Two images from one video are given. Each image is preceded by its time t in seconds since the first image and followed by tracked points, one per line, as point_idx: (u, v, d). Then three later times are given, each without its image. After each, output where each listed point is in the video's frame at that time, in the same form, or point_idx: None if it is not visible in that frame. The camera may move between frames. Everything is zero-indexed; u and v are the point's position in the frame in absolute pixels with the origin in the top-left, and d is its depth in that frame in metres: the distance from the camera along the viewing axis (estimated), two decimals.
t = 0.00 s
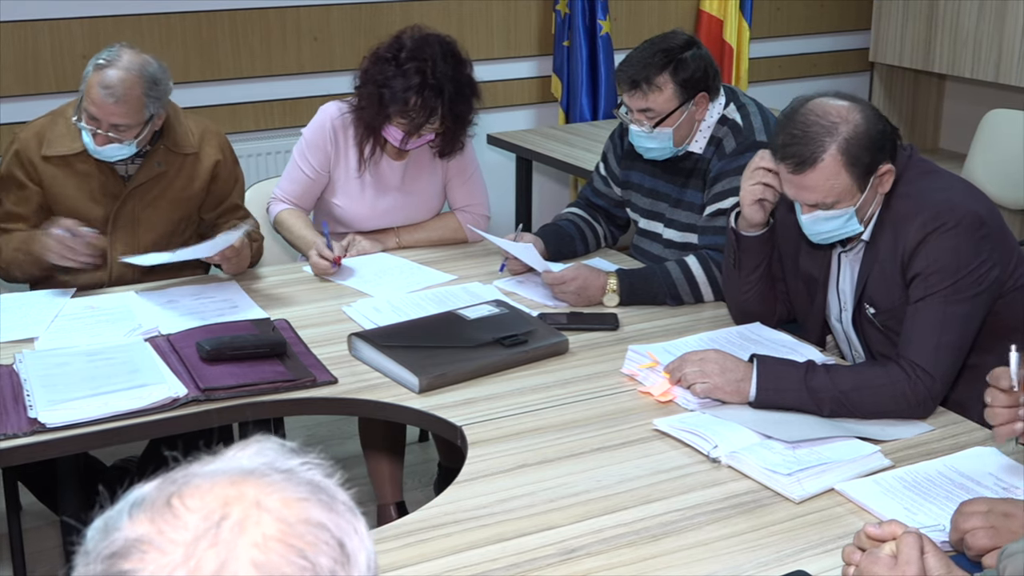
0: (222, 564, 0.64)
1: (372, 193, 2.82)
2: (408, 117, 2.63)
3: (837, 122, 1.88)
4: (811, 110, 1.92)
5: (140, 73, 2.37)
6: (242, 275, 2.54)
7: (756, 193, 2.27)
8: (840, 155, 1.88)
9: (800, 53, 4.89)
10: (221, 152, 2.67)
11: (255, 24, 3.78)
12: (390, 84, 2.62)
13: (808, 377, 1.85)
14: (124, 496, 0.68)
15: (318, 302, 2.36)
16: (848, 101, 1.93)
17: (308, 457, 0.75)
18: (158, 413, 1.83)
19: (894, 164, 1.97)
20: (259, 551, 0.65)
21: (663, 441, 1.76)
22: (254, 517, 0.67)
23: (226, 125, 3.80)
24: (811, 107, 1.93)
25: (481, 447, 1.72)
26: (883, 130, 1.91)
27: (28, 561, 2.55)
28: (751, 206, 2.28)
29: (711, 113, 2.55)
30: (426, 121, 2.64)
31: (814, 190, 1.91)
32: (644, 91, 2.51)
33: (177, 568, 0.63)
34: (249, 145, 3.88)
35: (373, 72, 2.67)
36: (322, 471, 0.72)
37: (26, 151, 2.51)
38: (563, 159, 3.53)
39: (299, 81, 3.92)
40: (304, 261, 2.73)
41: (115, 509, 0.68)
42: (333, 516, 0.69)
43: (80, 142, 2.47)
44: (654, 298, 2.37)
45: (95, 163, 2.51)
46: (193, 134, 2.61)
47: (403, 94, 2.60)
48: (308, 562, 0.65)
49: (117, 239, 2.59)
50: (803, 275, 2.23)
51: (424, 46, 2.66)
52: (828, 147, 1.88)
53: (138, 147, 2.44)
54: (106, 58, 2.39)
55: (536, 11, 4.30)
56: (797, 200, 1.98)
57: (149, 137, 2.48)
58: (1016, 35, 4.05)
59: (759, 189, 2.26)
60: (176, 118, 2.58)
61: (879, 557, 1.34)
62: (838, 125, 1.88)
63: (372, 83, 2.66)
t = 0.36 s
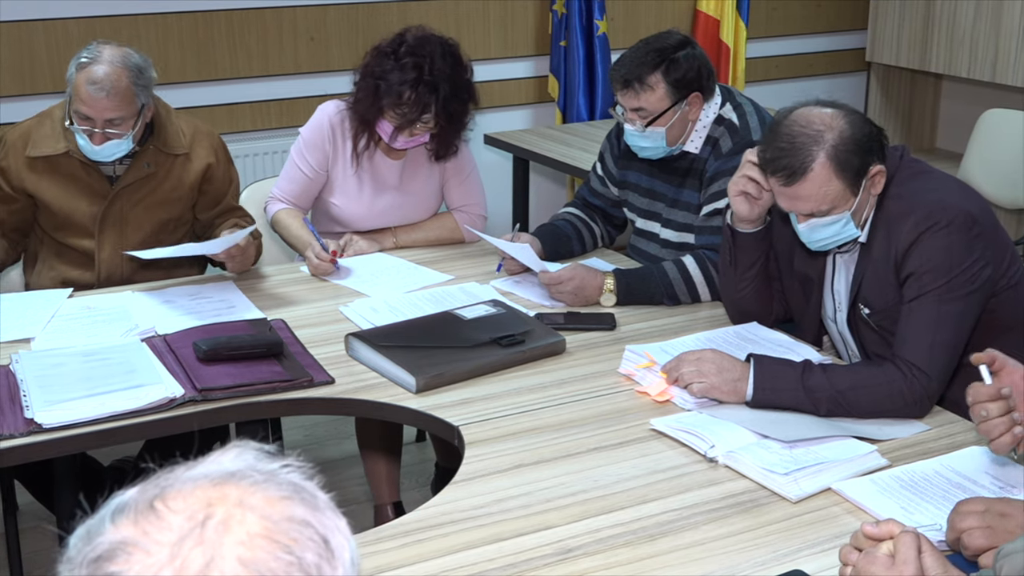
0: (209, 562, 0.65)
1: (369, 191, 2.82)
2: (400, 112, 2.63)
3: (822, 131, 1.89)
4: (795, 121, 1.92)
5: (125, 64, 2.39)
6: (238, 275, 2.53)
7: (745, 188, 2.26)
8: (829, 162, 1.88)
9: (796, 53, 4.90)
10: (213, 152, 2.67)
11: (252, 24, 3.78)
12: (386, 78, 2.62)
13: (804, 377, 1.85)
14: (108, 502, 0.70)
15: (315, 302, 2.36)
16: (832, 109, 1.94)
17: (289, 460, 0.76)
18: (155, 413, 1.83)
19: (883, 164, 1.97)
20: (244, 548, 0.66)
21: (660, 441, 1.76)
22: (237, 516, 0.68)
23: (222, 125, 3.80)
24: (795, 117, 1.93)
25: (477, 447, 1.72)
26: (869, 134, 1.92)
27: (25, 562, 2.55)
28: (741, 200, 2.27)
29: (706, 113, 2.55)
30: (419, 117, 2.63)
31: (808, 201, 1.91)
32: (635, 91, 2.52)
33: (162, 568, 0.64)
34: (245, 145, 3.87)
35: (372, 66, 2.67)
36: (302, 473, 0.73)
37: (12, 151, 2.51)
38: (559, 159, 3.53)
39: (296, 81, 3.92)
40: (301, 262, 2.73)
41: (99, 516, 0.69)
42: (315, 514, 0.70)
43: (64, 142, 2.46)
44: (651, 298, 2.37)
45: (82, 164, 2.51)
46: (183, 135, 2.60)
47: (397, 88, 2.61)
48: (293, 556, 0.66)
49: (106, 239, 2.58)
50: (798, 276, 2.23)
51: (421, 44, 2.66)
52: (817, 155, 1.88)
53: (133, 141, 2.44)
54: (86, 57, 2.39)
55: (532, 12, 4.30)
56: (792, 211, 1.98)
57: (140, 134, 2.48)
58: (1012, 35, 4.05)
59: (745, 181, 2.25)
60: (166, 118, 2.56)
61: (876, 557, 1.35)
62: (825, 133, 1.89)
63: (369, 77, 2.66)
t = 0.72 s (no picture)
0: (207, 561, 0.65)
1: (367, 191, 2.82)
2: (399, 113, 2.63)
3: (815, 140, 1.88)
4: (788, 131, 1.92)
5: (118, 60, 2.39)
6: (237, 275, 2.53)
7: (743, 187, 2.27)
8: (824, 171, 1.88)
9: (794, 53, 4.90)
10: (206, 151, 2.67)
11: (250, 24, 3.78)
12: (384, 80, 2.62)
13: (802, 376, 1.86)
14: (106, 503, 0.70)
15: (313, 302, 2.36)
16: (823, 116, 1.93)
17: (285, 460, 0.76)
18: (152, 414, 1.83)
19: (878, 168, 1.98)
20: (242, 547, 0.66)
21: (657, 441, 1.76)
22: (235, 515, 0.68)
23: (220, 125, 3.80)
24: (788, 127, 1.93)
25: (475, 447, 1.72)
26: (863, 140, 1.92)
27: (23, 563, 2.55)
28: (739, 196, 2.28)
29: (703, 113, 2.55)
30: (418, 118, 2.63)
31: (806, 210, 1.91)
32: (633, 90, 2.52)
33: (160, 567, 0.64)
34: (243, 145, 3.87)
35: (369, 68, 2.66)
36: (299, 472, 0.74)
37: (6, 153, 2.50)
38: (557, 159, 3.53)
39: (294, 81, 3.92)
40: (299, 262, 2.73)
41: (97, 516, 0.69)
42: (313, 513, 0.70)
43: (58, 143, 2.45)
44: (649, 298, 2.37)
45: (76, 165, 2.50)
46: (177, 134, 2.60)
47: (396, 89, 2.61)
48: (291, 555, 0.66)
49: (101, 239, 2.57)
50: (797, 276, 2.24)
51: (419, 44, 2.66)
52: (811, 165, 1.88)
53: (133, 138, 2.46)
54: (76, 57, 2.37)
55: (530, 11, 4.30)
56: (791, 220, 1.98)
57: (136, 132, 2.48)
58: (1010, 34, 4.06)
59: (743, 176, 2.26)
60: (159, 117, 2.56)
61: (875, 556, 1.35)
62: (817, 143, 1.88)
63: (367, 79, 2.66)
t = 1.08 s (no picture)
0: None
1: (364, 192, 2.82)
2: (398, 113, 2.64)
3: (815, 141, 1.88)
4: (788, 131, 1.91)
5: (117, 57, 2.38)
6: (234, 276, 2.53)
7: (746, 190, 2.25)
8: (824, 172, 1.88)
9: (790, 53, 4.90)
10: (203, 150, 2.67)
11: (247, 24, 3.77)
12: (382, 80, 2.62)
13: (799, 376, 1.86)
14: (139, 506, 0.64)
15: (310, 303, 2.36)
16: (824, 117, 1.93)
17: (331, 464, 0.70)
18: (150, 414, 1.82)
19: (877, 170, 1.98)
20: (284, 569, 0.60)
21: (654, 441, 1.76)
22: (277, 531, 0.62)
23: (217, 126, 3.80)
24: (788, 127, 1.92)
25: (473, 447, 1.72)
26: (862, 141, 1.91)
27: (20, 564, 2.54)
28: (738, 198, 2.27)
29: (701, 113, 2.55)
30: (416, 118, 2.63)
31: (805, 210, 1.91)
32: (630, 91, 2.52)
33: None
34: (240, 145, 3.87)
35: (367, 68, 2.66)
36: (347, 479, 0.68)
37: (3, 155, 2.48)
38: (554, 159, 3.53)
39: (291, 81, 3.92)
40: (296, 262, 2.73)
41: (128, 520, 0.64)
42: (360, 533, 0.64)
43: (58, 144, 2.44)
44: (646, 298, 2.37)
45: (75, 165, 2.49)
46: (175, 133, 2.60)
47: (394, 90, 2.61)
48: None
49: (100, 239, 2.57)
50: (794, 276, 2.24)
51: (418, 44, 2.66)
52: (812, 165, 1.88)
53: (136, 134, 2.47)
54: (73, 58, 2.35)
55: (527, 11, 4.30)
56: (788, 219, 1.98)
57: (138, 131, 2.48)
58: (1006, 35, 4.06)
59: (750, 180, 2.24)
60: (158, 117, 2.56)
61: (869, 556, 1.34)
62: (818, 143, 1.88)
63: (365, 79, 2.65)
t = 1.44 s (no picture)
0: None
1: (361, 192, 2.82)
2: (396, 113, 2.63)
3: (808, 142, 1.89)
4: (780, 133, 1.91)
5: (120, 57, 2.38)
6: (232, 276, 2.53)
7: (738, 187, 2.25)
8: (818, 172, 1.88)
9: (788, 53, 4.91)
10: (204, 150, 2.67)
11: (245, 24, 3.77)
12: (381, 80, 2.62)
13: (798, 376, 1.86)
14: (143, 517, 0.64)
15: (308, 303, 2.36)
16: (818, 117, 1.93)
17: (341, 476, 0.70)
18: (149, 414, 1.82)
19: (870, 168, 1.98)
20: None
21: (652, 441, 1.76)
22: (284, 546, 0.62)
23: (215, 126, 3.80)
24: (781, 129, 1.92)
25: (471, 447, 1.72)
26: (855, 141, 1.92)
27: (19, 564, 2.54)
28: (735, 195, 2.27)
29: (699, 113, 2.55)
30: (414, 118, 2.63)
31: (801, 211, 1.91)
32: (628, 91, 2.52)
33: None
34: (239, 145, 3.87)
35: (365, 68, 2.66)
36: (355, 494, 0.67)
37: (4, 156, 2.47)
38: (552, 159, 3.53)
39: (290, 81, 3.92)
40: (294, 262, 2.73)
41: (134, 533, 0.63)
42: (367, 549, 0.63)
43: (60, 145, 2.44)
44: (644, 298, 2.37)
45: (76, 165, 2.49)
46: (176, 133, 2.61)
47: (392, 90, 2.60)
48: None
49: (102, 239, 2.57)
50: (792, 276, 2.24)
51: (416, 44, 2.66)
52: (806, 166, 1.88)
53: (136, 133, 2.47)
54: (76, 59, 2.34)
55: (525, 11, 4.30)
56: (784, 221, 1.98)
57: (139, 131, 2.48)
58: (1004, 35, 4.07)
59: (738, 179, 2.25)
60: (159, 117, 2.56)
61: (869, 556, 1.34)
62: (811, 144, 1.88)
63: (363, 79, 2.65)
